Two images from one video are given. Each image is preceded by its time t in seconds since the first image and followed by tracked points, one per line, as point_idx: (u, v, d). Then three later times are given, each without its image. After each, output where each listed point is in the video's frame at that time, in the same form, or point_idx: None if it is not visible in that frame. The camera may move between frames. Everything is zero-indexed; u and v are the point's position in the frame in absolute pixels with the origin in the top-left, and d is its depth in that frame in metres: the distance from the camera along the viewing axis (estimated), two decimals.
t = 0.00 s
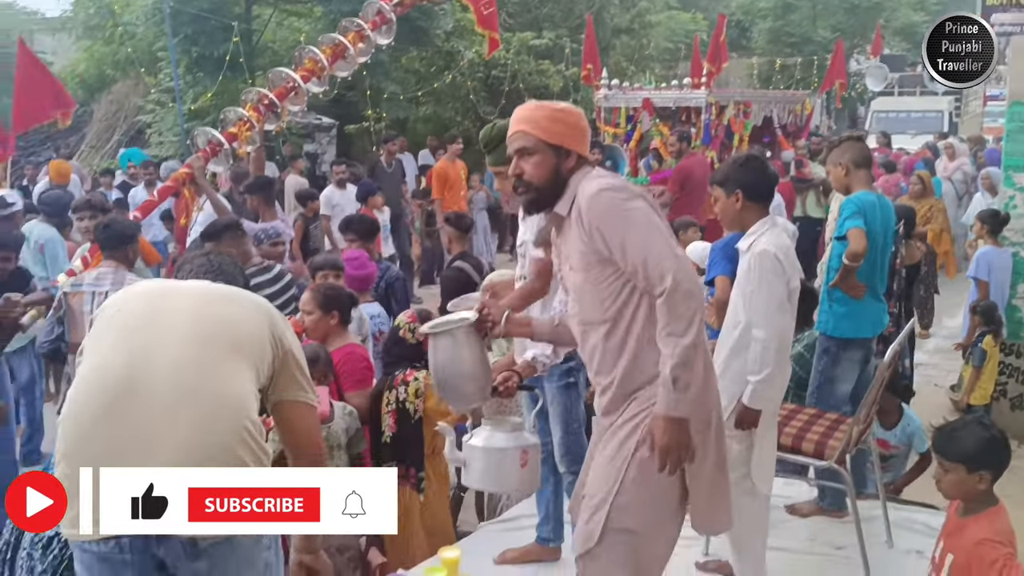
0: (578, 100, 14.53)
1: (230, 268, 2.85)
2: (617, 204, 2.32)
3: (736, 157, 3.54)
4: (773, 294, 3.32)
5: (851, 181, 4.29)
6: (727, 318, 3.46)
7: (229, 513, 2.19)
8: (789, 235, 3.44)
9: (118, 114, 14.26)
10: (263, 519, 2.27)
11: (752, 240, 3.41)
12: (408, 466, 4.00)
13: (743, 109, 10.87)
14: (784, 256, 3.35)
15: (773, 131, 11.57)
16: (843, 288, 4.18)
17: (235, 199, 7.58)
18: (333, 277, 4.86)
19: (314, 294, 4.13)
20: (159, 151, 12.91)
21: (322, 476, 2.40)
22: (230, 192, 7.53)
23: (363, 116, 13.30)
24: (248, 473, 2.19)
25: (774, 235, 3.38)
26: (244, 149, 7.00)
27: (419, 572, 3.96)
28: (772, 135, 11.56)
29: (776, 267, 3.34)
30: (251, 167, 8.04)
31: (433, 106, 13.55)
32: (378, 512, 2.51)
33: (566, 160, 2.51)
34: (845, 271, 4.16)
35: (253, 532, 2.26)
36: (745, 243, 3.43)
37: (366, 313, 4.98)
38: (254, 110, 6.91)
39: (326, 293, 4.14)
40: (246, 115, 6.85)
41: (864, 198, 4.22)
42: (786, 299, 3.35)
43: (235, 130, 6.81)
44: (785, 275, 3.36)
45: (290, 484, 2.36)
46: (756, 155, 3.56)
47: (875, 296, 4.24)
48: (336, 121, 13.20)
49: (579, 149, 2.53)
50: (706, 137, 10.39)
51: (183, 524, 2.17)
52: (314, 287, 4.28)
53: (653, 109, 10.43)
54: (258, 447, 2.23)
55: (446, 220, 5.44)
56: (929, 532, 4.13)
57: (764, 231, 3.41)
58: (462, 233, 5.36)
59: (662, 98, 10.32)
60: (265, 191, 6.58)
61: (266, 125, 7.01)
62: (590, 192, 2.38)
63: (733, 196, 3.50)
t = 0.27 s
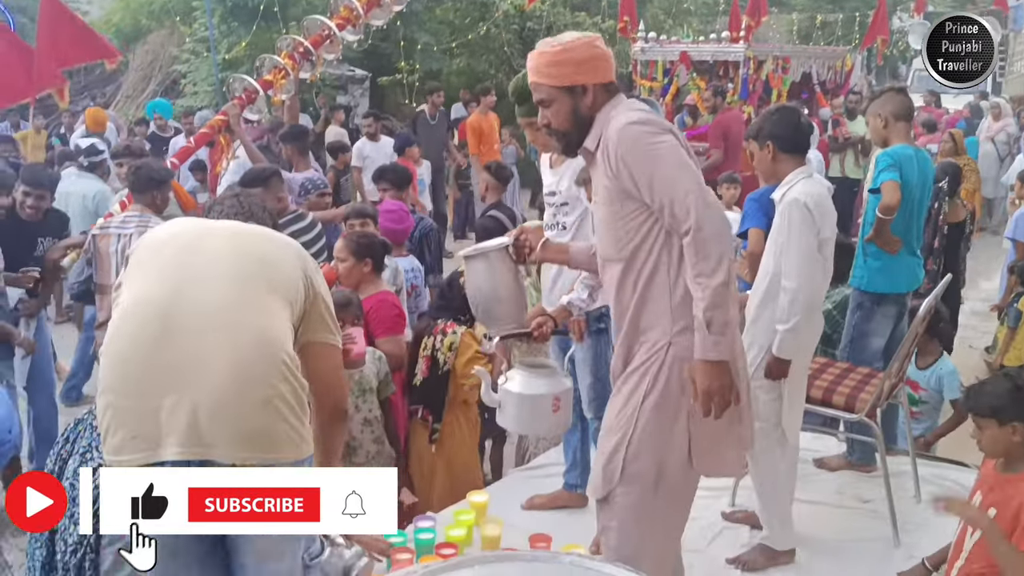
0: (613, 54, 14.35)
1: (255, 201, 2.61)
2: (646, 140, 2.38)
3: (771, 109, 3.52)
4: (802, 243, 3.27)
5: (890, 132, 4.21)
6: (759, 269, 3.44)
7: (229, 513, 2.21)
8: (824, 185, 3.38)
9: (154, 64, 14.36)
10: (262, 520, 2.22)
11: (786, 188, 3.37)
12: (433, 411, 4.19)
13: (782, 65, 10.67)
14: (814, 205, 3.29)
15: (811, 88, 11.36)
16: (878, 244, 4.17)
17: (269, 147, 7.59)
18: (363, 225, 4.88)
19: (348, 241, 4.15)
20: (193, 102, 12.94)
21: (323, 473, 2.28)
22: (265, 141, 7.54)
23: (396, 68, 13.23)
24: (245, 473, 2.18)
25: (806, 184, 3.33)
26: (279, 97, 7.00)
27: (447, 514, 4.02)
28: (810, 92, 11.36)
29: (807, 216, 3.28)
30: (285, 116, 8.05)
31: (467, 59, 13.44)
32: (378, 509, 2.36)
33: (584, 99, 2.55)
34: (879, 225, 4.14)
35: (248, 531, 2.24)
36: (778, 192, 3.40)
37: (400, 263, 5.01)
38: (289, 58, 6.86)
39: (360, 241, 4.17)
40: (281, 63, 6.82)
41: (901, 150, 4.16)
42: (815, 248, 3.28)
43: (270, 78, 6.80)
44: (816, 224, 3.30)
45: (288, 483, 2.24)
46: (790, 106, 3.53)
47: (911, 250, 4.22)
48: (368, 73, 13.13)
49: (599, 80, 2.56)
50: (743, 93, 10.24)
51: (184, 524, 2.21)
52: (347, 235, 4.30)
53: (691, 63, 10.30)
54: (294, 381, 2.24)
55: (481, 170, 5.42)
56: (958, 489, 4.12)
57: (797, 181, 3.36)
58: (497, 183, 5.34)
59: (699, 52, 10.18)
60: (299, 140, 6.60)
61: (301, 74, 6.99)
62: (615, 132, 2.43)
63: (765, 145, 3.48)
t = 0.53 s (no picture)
0: (635, 12, 14.19)
1: (264, 151, 2.67)
2: (632, 104, 2.33)
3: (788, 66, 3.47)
4: (817, 201, 3.24)
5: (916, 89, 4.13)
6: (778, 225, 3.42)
7: (229, 513, 2.17)
8: (845, 142, 3.34)
9: (173, 19, 14.30)
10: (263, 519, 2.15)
11: (807, 144, 3.34)
12: (460, 368, 4.23)
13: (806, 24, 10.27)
14: (832, 163, 3.25)
15: (836, 49, 11.22)
16: (898, 203, 4.18)
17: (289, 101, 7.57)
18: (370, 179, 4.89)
19: (367, 194, 4.16)
20: (212, 56, 12.89)
21: (318, 475, 2.06)
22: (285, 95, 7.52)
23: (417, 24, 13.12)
24: (245, 478, 2.11)
25: (823, 141, 3.29)
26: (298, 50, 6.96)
27: (463, 465, 4.06)
28: (835, 52, 11.21)
29: (825, 172, 3.25)
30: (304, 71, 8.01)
31: (488, 16, 13.31)
32: (384, 509, 1.97)
33: (574, 53, 2.53)
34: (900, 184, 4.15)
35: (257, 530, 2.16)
36: (798, 148, 3.37)
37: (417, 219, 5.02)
38: (309, 10, 6.81)
39: (379, 194, 4.17)
40: (301, 16, 6.76)
41: (926, 109, 4.12)
42: (831, 205, 3.25)
43: (289, 31, 6.76)
44: (834, 181, 3.26)
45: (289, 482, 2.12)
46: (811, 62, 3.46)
47: (931, 210, 4.22)
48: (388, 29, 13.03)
49: (587, 32, 2.50)
50: (767, 53, 10.10)
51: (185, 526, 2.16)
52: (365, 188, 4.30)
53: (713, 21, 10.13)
54: (314, 323, 2.26)
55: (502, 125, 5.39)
56: (973, 450, 4.12)
57: (816, 138, 3.33)
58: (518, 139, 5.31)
59: (723, 10, 10.03)
60: (318, 94, 6.59)
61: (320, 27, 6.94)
62: (600, 93, 2.40)
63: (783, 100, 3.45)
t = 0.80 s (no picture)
0: None
1: (267, 109, 2.65)
2: (607, 69, 2.28)
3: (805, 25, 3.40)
4: (832, 162, 3.20)
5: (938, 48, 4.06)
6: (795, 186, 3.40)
7: (230, 513, 2.10)
8: (862, 103, 3.28)
9: None
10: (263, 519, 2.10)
11: (823, 104, 3.29)
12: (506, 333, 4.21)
13: None
14: (847, 124, 3.19)
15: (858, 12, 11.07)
16: (917, 165, 4.15)
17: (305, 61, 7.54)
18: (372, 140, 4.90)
19: (382, 153, 4.15)
20: (228, 17, 12.82)
21: (317, 474, 2.01)
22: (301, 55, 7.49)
23: None
24: (245, 477, 2.03)
25: (840, 101, 3.24)
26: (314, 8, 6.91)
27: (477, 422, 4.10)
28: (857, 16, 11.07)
29: (839, 131, 3.19)
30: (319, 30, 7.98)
31: None
32: (384, 510, 1.91)
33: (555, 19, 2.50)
34: (919, 146, 4.11)
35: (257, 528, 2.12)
36: (815, 108, 3.33)
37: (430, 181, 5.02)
38: None
39: (394, 154, 4.16)
40: None
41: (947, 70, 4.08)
42: (847, 165, 3.21)
43: None
44: (848, 142, 3.21)
45: (286, 483, 2.05)
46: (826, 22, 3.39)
47: (951, 173, 4.19)
48: None
49: None
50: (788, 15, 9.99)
51: (181, 526, 2.07)
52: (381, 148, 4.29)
53: None
54: (330, 274, 2.30)
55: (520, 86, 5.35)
56: (986, 413, 4.12)
57: (832, 98, 3.27)
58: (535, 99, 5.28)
59: None
60: (333, 54, 6.56)
61: None
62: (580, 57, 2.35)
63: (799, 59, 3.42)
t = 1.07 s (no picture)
0: None
1: (271, 61, 2.59)
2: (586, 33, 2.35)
3: None
4: (844, 118, 3.16)
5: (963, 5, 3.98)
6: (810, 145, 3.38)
7: (228, 514, 2.01)
8: (877, 60, 3.23)
9: None
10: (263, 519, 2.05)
11: (836, 61, 3.24)
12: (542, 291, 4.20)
13: None
14: (861, 80, 3.15)
15: None
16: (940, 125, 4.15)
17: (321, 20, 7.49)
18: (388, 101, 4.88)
19: (397, 112, 4.14)
20: None
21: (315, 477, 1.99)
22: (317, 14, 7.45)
23: None
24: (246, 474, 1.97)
25: (852, 57, 3.19)
26: None
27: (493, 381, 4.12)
28: None
29: (851, 87, 3.15)
30: None
31: None
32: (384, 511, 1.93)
33: None
34: (942, 107, 4.12)
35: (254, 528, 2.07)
36: (828, 66, 3.29)
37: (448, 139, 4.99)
38: None
39: (410, 112, 4.14)
40: None
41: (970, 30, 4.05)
42: (858, 121, 3.16)
43: None
44: (860, 97, 3.16)
45: (286, 485, 2.02)
46: None
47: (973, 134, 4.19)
48: None
49: None
50: None
51: (181, 525, 1.94)
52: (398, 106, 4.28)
53: None
54: (345, 223, 2.31)
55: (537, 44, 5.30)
56: (1003, 376, 4.10)
57: (845, 54, 3.23)
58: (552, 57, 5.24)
59: None
60: (350, 12, 6.52)
61: None
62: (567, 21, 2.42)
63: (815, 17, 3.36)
